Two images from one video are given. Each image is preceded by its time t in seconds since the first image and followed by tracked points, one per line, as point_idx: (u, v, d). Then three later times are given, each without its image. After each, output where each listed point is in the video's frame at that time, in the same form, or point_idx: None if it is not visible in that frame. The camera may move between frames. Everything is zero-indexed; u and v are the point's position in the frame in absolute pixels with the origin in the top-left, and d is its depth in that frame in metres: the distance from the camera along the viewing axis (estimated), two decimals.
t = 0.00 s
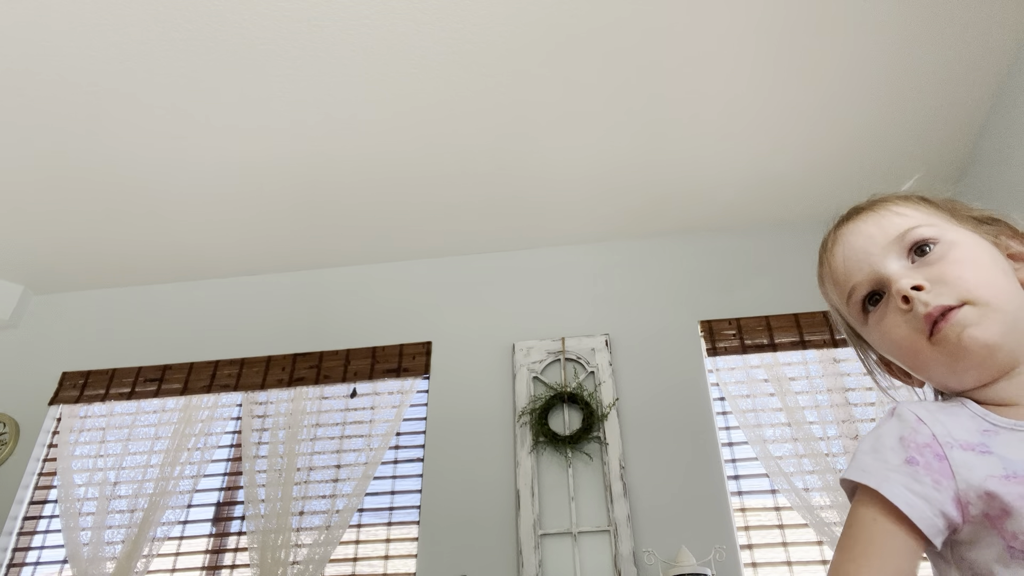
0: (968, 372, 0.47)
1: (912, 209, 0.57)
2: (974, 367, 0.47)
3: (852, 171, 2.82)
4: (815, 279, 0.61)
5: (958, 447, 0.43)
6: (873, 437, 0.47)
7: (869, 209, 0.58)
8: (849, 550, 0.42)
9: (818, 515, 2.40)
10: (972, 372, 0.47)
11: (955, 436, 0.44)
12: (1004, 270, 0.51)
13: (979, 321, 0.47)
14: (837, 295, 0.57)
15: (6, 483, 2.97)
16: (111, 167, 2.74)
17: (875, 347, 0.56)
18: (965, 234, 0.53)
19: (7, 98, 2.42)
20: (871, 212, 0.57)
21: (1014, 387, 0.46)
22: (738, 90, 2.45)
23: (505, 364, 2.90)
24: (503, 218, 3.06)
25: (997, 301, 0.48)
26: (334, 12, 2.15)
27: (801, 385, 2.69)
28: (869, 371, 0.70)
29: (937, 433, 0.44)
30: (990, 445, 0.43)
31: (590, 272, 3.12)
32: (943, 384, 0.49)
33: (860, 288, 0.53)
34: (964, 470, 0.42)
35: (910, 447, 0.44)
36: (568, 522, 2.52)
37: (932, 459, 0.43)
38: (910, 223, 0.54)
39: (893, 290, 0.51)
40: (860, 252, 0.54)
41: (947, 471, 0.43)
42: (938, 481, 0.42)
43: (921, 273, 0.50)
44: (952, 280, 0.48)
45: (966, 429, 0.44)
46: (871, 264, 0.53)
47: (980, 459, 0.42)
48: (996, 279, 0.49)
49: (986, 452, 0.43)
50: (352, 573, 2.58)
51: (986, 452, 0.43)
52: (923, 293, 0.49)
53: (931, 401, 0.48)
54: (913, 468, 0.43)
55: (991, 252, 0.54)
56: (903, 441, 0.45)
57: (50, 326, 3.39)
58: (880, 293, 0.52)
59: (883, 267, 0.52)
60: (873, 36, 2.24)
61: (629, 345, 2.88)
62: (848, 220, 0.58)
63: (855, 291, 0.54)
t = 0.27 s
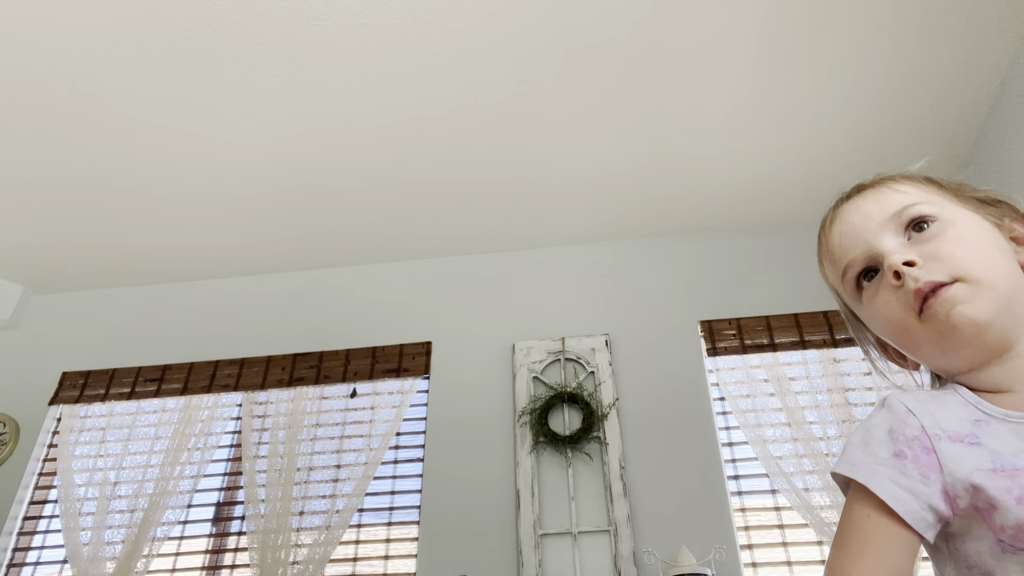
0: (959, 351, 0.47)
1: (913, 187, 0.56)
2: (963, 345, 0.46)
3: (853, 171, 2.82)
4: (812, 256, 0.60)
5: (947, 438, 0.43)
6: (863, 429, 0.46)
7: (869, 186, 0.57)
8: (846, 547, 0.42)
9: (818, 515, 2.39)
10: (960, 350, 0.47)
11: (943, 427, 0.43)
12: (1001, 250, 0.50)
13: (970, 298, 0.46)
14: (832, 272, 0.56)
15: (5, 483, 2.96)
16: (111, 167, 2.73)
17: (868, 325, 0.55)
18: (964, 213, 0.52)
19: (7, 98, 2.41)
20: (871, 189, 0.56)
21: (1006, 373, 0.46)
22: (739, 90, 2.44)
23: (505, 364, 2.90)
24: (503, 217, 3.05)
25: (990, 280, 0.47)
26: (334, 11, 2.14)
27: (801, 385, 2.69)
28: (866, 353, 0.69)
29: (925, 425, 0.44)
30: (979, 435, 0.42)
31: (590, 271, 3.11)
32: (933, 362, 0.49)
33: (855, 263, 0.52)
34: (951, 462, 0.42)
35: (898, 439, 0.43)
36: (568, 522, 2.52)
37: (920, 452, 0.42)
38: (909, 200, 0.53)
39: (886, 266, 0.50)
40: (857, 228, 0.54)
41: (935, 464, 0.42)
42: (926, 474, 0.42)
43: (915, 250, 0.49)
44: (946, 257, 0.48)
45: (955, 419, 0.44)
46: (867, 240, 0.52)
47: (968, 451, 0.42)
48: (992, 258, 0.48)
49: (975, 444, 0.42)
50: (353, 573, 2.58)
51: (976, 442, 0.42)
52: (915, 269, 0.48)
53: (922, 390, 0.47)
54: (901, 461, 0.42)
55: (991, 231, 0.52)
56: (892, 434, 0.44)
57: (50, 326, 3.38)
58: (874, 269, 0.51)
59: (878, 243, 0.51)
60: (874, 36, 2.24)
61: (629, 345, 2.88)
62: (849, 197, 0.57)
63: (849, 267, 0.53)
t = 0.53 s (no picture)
0: (943, 334, 0.45)
1: (915, 168, 0.54)
2: (946, 326, 0.45)
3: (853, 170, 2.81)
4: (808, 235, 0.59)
5: (926, 435, 0.42)
6: (846, 425, 0.46)
7: (872, 164, 0.55)
8: (838, 548, 0.41)
9: (818, 514, 2.38)
10: (944, 331, 0.45)
11: (923, 422, 0.42)
12: (997, 234, 0.47)
13: (956, 280, 0.45)
14: (824, 250, 0.55)
15: (5, 483, 2.95)
16: (111, 167, 2.73)
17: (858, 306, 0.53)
18: (963, 195, 0.50)
19: (6, 98, 2.40)
20: (871, 167, 0.55)
21: (1001, 365, 0.44)
22: (739, 89, 2.43)
23: (505, 364, 2.89)
24: (503, 217, 3.04)
25: (979, 262, 0.45)
26: (334, 11, 2.14)
27: (801, 385, 2.68)
28: (863, 346, 0.68)
29: (905, 421, 0.43)
30: (959, 431, 0.41)
31: (590, 271, 3.11)
32: (919, 345, 0.47)
33: (845, 240, 0.51)
34: (929, 459, 0.41)
35: (878, 436, 0.43)
36: (568, 522, 2.51)
37: (901, 450, 0.42)
38: (907, 179, 0.51)
39: (875, 243, 0.48)
40: (852, 205, 0.52)
41: (915, 461, 0.41)
42: (906, 473, 0.41)
43: (905, 228, 0.48)
44: (935, 236, 0.46)
45: (935, 413, 0.43)
46: (860, 216, 0.51)
47: (947, 448, 0.41)
48: (986, 241, 0.46)
49: (953, 441, 0.41)
50: (352, 573, 2.57)
51: (956, 438, 0.41)
52: (902, 247, 0.46)
53: (904, 383, 0.46)
54: (880, 459, 0.42)
55: (992, 216, 0.50)
56: (873, 432, 0.43)
57: (50, 326, 3.38)
58: (864, 246, 0.50)
59: (870, 221, 0.50)
60: (875, 36, 2.23)
61: (630, 345, 2.87)
62: (849, 175, 0.56)
63: (841, 245, 0.52)
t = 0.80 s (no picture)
0: (939, 326, 0.44)
1: (929, 154, 0.52)
2: (943, 318, 0.44)
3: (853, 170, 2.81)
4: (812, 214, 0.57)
5: (916, 429, 0.42)
6: (843, 420, 0.46)
7: (885, 146, 0.53)
8: (845, 545, 0.41)
9: (818, 515, 2.38)
10: (941, 323, 0.44)
11: (914, 418, 0.42)
12: (1004, 228, 0.46)
13: (958, 272, 0.43)
14: (827, 231, 0.53)
15: (5, 483, 2.95)
16: (111, 167, 2.72)
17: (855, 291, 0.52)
18: (973, 186, 0.48)
19: (6, 98, 2.40)
20: (883, 150, 0.53)
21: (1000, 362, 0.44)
22: (739, 89, 2.43)
23: (505, 364, 2.89)
24: (504, 217, 3.04)
25: (983, 256, 0.44)
26: (334, 12, 2.14)
27: (801, 385, 2.68)
28: (857, 333, 0.67)
29: (897, 416, 0.43)
30: (948, 426, 0.41)
31: (590, 271, 3.10)
32: (914, 334, 0.46)
33: (849, 222, 0.49)
34: (918, 454, 0.41)
35: (871, 432, 0.43)
36: (568, 522, 2.51)
37: (891, 446, 0.42)
38: (918, 166, 0.50)
39: (879, 228, 0.47)
40: (860, 186, 0.50)
41: (906, 456, 0.41)
42: (897, 468, 0.41)
43: (911, 215, 0.46)
44: (940, 226, 0.44)
45: (925, 409, 0.43)
46: (867, 199, 0.49)
47: (936, 444, 0.41)
48: (993, 233, 0.45)
49: (942, 436, 0.41)
50: (352, 573, 2.57)
51: (946, 433, 0.41)
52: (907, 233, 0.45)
53: (897, 379, 0.46)
54: (872, 454, 0.42)
55: (1002, 210, 0.49)
56: (864, 430, 0.43)
57: (50, 326, 3.37)
58: (868, 230, 0.48)
59: (876, 205, 0.48)
60: (876, 37, 2.23)
61: (630, 345, 2.87)
62: (860, 155, 0.54)
63: (844, 227, 0.50)
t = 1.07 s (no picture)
0: (932, 331, 0.44)
1: (961, 157, 0.51)
2: (937, 324, 0.44)
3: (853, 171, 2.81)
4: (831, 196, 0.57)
5: (901, 437, 0.41)
6: (834, 429, 0.46)
7: (919, 142, 0.52)
8: (843, 553, 0.40)
9: (818, 515, 2.38)
10: (932, 329, 0.44)
11: (900, 425, 0.42)
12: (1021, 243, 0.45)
13: (961, 282, 0.43)
14: (843, 217, 0.53)
15: (5, 483, 2.95)
16: (112, 167, 2.73)
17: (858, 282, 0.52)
18: (997, 197, 0.47)
19: (6, 98, 2.40)
20: (917, 146, 0.52)
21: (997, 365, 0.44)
22: (739, 89, 2.43)
23: (505, 364, 2.89)
24: (504, 217, 3.04)
25: (990, 269, 0.43)
26: (335, 12, 2.14)
27: (801, 385, 2.68)
28: (858, 329, 0.67)
29: (883, 424, 0.43)
30: (933, 434, 0.41)
31: (590, 271, 3.11)
32: (909, 334, 0.46)
33: (863, 212, 0.49)
34: (903, 462, 0.41)
35: (859, 439, 0.43)
36: (568, 522, 2.51)
37: (878, 455, 0.42)
38: (948, 168, 0.49)
39: (890, 223, 0.47)
40: (884, 178, 0.50)
41: (891, 464, 0.41)
42: (883, 475, 0.41)
43: (926, 216, 0.46)
44: (951, 231, 0.44)
45: (911, 416, 0.42)
46: (886, 194, 0.49)
47: (920, 452, 0.40)
48: (1006, 248, 0.44)
49: (928, 443, 0.40)
50: (352, 573, 2.57)
51: (932, 440, 0.41)
52: (917, 235, 0.45)
53: (888, 388, 0.46)
54: (859, 461, 0.42)
55: None
56: (852, 438, 0.43)
57: (50, 326, 3.37)
58: (881, 224, 0.48)
59: (894, 201, 0.48)
60: (875, 38, 2.24)
61: (629, 345, 2.87)
62: (892, 147, 0.53)
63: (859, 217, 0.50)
